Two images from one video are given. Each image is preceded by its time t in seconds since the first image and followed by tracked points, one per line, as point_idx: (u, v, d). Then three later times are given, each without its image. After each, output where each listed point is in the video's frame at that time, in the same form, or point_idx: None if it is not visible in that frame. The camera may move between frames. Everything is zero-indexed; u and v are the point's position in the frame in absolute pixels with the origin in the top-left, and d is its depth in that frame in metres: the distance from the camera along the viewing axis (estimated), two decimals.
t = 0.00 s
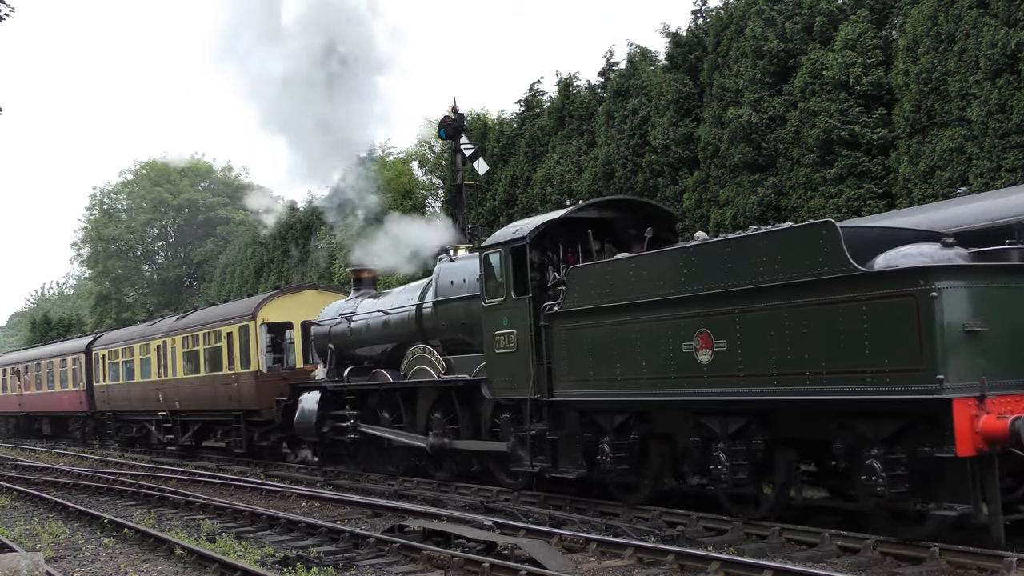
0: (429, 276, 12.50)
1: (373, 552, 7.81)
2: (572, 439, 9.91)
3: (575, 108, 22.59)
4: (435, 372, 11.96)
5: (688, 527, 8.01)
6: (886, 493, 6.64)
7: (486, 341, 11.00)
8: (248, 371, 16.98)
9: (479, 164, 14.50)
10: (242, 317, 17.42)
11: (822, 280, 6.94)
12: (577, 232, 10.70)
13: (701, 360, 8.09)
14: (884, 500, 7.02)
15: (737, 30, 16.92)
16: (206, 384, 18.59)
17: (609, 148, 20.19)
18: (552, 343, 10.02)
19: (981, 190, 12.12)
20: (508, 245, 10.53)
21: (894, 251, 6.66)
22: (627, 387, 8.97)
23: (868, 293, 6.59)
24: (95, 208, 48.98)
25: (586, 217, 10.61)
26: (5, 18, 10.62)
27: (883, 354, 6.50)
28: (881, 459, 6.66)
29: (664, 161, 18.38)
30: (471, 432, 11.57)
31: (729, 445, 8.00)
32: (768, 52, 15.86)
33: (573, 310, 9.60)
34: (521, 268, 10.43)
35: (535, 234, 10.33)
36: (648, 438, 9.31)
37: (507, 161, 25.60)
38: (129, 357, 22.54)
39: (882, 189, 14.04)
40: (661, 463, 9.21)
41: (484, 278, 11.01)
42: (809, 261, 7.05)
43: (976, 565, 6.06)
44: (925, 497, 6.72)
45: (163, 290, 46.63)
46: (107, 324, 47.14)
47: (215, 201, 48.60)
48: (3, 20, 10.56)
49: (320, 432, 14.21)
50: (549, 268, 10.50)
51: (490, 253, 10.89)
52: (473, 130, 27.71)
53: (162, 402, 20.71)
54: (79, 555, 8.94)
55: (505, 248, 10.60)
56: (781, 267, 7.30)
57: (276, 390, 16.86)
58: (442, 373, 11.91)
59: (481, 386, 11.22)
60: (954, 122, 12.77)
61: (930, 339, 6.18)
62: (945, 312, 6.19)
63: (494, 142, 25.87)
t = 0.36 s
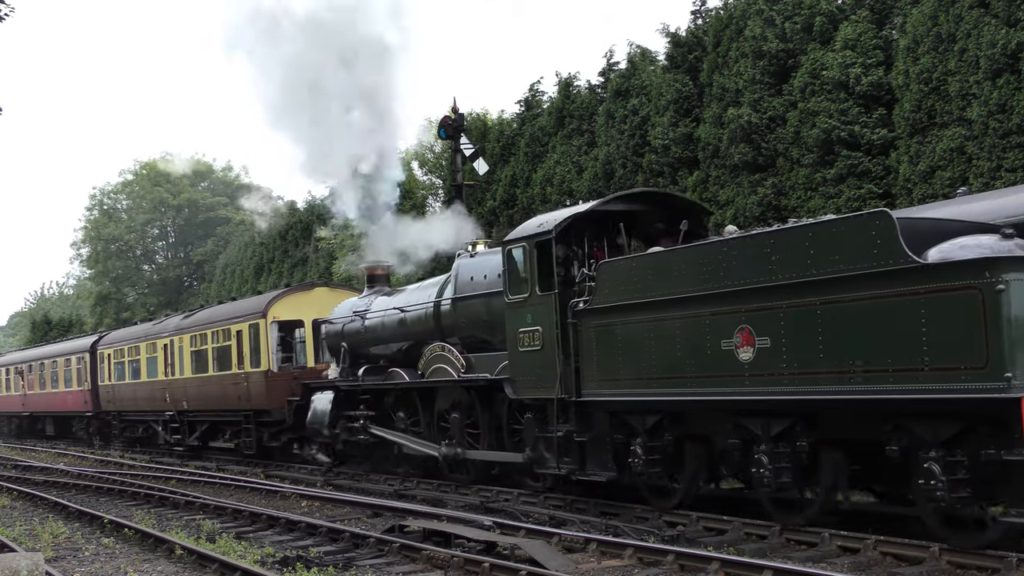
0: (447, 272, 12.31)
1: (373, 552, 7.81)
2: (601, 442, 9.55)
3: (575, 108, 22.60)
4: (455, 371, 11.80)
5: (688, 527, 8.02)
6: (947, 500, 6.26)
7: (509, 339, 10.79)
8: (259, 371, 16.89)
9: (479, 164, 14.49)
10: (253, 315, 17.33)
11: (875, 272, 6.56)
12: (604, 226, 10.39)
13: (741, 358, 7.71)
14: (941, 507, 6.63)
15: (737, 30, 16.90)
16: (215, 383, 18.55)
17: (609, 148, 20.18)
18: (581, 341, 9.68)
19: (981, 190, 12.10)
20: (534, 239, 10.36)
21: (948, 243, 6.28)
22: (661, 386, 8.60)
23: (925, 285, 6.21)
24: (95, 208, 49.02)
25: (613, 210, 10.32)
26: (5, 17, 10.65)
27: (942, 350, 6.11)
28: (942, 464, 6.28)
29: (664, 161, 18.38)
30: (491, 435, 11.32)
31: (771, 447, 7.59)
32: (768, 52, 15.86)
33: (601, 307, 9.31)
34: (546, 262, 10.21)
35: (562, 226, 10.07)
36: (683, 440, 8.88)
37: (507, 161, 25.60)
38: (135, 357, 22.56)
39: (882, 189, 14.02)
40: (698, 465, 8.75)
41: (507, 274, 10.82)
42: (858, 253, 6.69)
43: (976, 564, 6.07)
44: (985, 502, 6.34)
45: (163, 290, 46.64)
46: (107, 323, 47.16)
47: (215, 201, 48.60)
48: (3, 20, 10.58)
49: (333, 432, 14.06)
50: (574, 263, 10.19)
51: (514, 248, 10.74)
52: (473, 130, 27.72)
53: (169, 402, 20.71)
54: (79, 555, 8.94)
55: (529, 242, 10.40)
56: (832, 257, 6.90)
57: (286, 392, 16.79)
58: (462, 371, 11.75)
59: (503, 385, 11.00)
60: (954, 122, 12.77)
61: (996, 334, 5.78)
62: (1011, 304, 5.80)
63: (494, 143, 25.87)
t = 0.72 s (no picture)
0: (467, 268, 12.05)
1: (373, 552, 7.81)
2: (633, 444, 9.23)
3: (575, 108, 22.59)
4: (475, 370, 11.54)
5: (688, 527, 8.03)
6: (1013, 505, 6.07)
7: (535, 336, 10.42)
8: (270, 369, 16.83)
9: (479, 164, 14.50)
10: (264, 312, 17.31)
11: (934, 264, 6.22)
12: (633, 222, 10.03)
13: (786, 357, 7.37)
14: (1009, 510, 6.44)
15: (737, 30, 16.89)
16: (225, 383, 18.50)
17: (609, 148, 20.17)
18: (610, 340, 9.36)
19: (981, 190, 12.08)
20: (560, 233, 10.02)
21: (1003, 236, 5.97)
22: (699, 386, 8.24)
23: (991, 277, 5.85)
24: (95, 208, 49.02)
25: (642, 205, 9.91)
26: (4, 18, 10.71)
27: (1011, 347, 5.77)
28: (1007, 466, 6.09)
29: (664, 161, 18.37)
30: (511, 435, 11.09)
31: (817, 450, 7.35)
32: (768, 52, 15.86)
33: (631, 304, 8.98)
34: (572, 258, 9.87)
35: (589, 221, 9.74)
36: (720, 442, 8.58)
37: (507, 162, 25.60)
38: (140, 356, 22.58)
39: (882, 189, 14.01)
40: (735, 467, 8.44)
41: (532, 270, 10.46)
42: (915, 243, 6.36)
43: (975, 564, 6.08)
44: None
45: (163, 289, 46.63)
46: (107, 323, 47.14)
47: (215, 201, 48.63)
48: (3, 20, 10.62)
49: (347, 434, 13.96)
50: (601, 259, 9.84)
51: (538, 243, 10.37)
52: (473, 130, 27.64)
53: (175, 402, 20.72)
54: (79, 555, 8.94)
55: (557, 237, 10.07)
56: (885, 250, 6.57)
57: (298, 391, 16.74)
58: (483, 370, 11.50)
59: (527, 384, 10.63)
60: (955, 122, 12.77)
61: None
62: None
63: (494, 143, 25.85)
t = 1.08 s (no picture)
0: (489, 263, 11.76)
1: (373, 552, 7.81)
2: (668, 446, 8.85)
3: (575, 109, 22.59)
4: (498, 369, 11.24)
5: (688, 527, 8.04)
6: None
7: (561, 333, 10.06)
8: (282, 368, 16.79)
9: (479, 164, 14.49)
10: (275, 310, 17.26)
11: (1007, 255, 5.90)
12: (664, 213, 9.66)
13: (836, 354, 7.04)
14: None
15: (737, 30, 16.88)
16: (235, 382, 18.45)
17: (609, 148, 20.16)
18: (644, 338, 9.02)
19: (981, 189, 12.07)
20: (589, 226, 9.72)
21: None
22: (741, 387, 7.90)
23: None
24: (94, 208, 49.00)
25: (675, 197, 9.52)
26: (5, 18, 10.73)
27: None
28: None
29: (664, 161, 18.37)
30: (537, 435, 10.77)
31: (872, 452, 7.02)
32: (768, 52, 15.86)
33: (666, 300, 8.66)
34: (602, 251, 9.55)
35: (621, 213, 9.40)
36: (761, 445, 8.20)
37: (507, 162, 25.58)
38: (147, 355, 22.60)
39: (882, 189, 14.01)
40: (777, 472, 8.04)
41: (558, 264, 10.11)
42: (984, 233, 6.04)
43: (975, 564, 6.08)
44: None
45: (162, 289, 46.59)
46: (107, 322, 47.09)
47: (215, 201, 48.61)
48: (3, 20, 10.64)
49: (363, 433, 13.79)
50: (630, 253, 9.51)
51: (566, 236, 10.04)
52: (473, 130, 27.61)
53: (184, 401, 20.71)
54: (79, 555, 8.94)
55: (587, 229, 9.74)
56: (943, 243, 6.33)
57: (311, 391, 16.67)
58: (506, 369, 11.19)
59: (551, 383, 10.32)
60: (955, 122, 12.76)
61: None
62: None
63: (494, 143, 25.82)
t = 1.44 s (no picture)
0: (512, 259, 11.61)
1: (373, 552, 7.81)
2: (705, 448, 8.51)
3: (575, 109, 22.59)
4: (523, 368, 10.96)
5: (688, 527, 8.05)
6: None
7: (592, 330, 9.83)
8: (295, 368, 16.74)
9: (479, 164, 14.49)
10: (288, 307, 17.22)
11: None
12: (697, 206, 9.55)
13: (892, 351, 6.70)
14: None
15: (737, 30, 16.87)
16: (246, 382, 18.41)
17: (609, 148, 20.16)
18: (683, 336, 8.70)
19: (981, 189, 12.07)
20: (621, 219, 9.52)
21: None
22: (783, 387, 7.61)
23: None
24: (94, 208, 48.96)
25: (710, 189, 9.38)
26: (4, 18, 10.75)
27: None
28: None
29: (664, 161, 18.37)
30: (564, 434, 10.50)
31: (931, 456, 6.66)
32: (768, 52, 15.86)
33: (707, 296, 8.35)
34: (634, 246, 9.38)
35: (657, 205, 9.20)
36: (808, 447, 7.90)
37: (507, 162, 25.56)
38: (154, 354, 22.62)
39: (882, 189, 14.02)
40: (824, 475, 7.68)
41: (588, 259, 9.93)
42: None
43: (976, 564, 6.08)
44: None
45: (162, 289, 46.53)
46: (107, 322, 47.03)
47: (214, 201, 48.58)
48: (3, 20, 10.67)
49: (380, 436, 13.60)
50: (663, 247, 9.34)
51: (595, 229, 9.83)
52: (473, 130, 27.65)
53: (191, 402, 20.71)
54: (79, 555, 8.94)
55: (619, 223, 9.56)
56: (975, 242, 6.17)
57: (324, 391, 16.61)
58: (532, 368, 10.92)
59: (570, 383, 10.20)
60: (955, 122, 12.76)
61: None
62: None
63: (494, 143, 25.78)
